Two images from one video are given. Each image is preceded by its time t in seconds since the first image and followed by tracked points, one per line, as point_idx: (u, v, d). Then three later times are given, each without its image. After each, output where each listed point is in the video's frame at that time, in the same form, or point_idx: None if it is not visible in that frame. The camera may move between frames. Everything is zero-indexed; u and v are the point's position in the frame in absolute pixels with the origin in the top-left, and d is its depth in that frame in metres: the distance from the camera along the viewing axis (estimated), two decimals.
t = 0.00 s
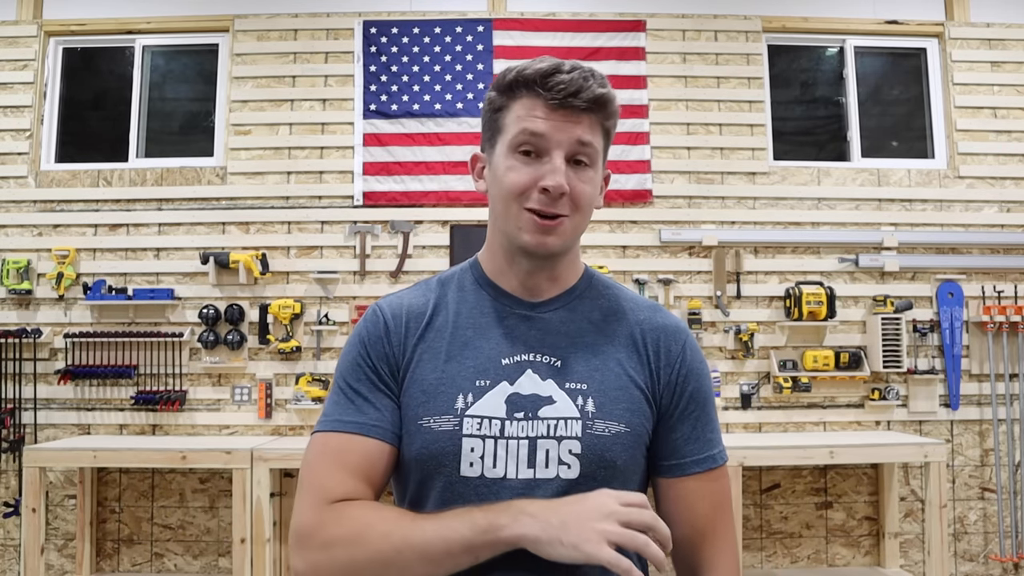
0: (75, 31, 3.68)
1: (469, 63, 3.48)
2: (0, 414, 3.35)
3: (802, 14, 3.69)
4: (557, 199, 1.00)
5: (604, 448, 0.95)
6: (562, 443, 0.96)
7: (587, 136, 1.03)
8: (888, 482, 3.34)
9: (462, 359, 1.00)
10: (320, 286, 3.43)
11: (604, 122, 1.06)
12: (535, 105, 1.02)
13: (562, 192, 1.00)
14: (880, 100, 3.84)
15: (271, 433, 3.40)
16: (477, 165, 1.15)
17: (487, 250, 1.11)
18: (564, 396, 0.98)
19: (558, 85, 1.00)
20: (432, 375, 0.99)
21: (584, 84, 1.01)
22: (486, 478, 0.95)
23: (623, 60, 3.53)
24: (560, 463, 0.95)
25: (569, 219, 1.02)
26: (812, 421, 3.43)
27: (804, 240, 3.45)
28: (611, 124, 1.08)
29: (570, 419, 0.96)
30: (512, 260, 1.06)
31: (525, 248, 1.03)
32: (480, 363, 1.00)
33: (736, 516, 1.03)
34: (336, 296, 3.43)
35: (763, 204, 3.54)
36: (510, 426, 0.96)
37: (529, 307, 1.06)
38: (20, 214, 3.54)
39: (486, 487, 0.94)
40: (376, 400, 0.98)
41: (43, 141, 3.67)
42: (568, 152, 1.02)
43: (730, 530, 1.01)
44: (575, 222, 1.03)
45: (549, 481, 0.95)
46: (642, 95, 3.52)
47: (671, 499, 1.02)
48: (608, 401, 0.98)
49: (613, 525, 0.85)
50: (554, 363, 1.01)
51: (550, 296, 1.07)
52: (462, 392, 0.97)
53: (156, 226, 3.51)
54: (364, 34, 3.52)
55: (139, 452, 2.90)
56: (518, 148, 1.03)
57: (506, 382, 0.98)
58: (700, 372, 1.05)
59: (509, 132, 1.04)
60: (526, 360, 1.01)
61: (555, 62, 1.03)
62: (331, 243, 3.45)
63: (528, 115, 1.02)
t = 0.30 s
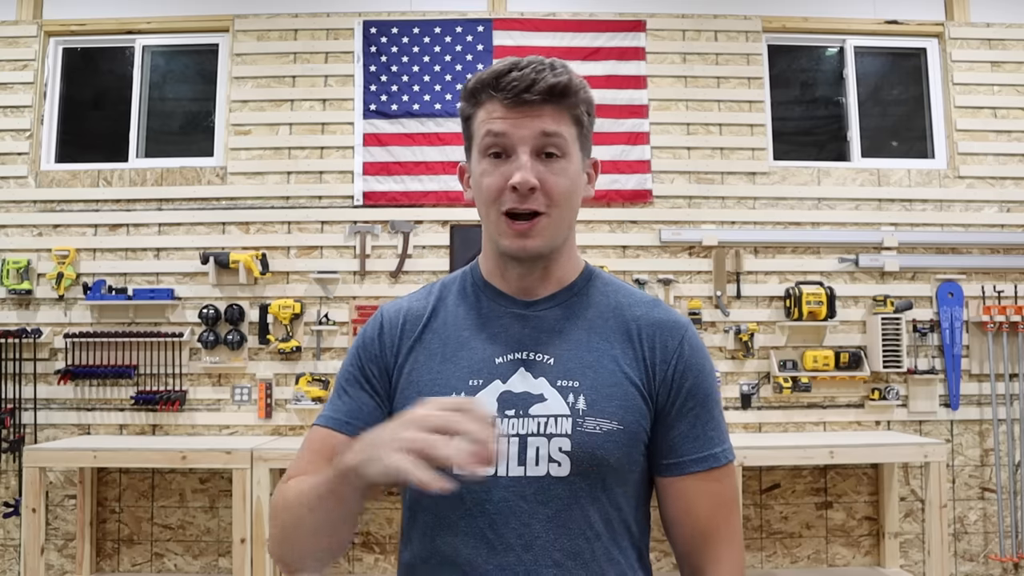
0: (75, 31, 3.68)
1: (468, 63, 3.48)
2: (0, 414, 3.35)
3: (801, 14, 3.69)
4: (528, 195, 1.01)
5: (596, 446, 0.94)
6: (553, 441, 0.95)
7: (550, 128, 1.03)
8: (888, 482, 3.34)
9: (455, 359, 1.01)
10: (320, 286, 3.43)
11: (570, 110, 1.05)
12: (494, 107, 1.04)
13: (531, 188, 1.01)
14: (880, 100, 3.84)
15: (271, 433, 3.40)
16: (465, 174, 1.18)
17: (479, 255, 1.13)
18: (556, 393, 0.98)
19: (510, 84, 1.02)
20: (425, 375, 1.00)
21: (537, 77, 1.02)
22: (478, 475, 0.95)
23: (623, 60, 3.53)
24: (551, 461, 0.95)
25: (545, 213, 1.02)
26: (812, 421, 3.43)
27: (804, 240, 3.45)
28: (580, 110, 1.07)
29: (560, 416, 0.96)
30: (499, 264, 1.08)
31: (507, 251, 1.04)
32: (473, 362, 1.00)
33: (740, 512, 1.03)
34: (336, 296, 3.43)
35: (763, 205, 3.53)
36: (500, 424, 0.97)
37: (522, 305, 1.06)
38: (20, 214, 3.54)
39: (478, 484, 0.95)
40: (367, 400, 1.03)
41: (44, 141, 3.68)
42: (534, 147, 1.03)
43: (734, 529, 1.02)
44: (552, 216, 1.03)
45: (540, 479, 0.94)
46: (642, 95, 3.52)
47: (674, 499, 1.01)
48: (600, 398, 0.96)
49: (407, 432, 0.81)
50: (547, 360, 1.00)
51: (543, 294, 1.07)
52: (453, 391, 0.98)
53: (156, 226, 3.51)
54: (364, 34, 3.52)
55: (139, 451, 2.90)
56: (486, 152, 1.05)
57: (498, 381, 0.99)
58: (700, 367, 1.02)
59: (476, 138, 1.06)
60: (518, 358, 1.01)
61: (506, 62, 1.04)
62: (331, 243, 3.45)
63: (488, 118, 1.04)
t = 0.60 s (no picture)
0: (75, 31, 3.68)
1: (468, 64, 3.48)
2: (0, 414, 3.35)
3: (802, 14, 3.69)
4: (538, 203, 1.01)
5: (596, 450, 0.94)
6: (552, 445, 0.95)
7: (564, 135, 1.02)
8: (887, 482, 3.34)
9: (454, 364, 1.01)
10: (320, 286, 3.43)
11: (585, 118, 1.05)
12: (509, 110, 1.03)
13: (542, 195, 1.01)
14: (880, 100, 3.84)
15: (271, 433, 3.40)
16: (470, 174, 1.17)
17: (482, 257, 1.13)
18: (555, 398, 0.98)
19: (527, 88, 1.01)
20: (424, 381, 1.01)
21: (554, 84, 1.01)
22: (477, 479, 0.95)
23: (623, 60, 3.53)
24: (550, 465, 0.94)
25: (553, 221, 1.03)
26: (812, 421, 3.43)
27: (805, 240, 3.45)
28: (593, 119, 1.07)
29: (560, 421, 0.96)
30: (504, 268, 1.08)
31: (513, 255, 1.04)
32: (472, 367, 1.00)
33: (741, 514, 1.03)
34: (336, 296, 3.43)
35: (763, 205, 3.53)
36: (499, 428, 0.96)
37: (524, 308, 1.06)
38: (20, 214, 3.54)
39: (477, 488, 0.95)
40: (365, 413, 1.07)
41: (43, 141, 3.67)
42: (547, 154, 1.03)
43: (735, 529, 1.02)
44: (560, 224, 1.03)
45: (539, 483, 0.94)
46: (642, 95, 3.52)
47: (676, 500, 1.01)
48: (600, 403, 0.96)
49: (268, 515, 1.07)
50: (547, 365, 1.01)
51: (546, 300, 1.07)
52: (453, 396, 0.98)
53: (156, 226, 3.51)
54: (364, 34, 3.52)
55: (139, 451, 2.90)
56: (497, 155, 1.04)
57: (497, 385, 0.99)
58: (703, 371, 1.01)
59: (488, 139, 1.05)
60: (518, 362, 1.01)
61: (523, 65, 1.03)
62: (331, 243, 3.45)
63: (502, 121, 1.03)
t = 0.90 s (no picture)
0: (75, 31, 3.68)
1: (468, 63, 3.48)
2: (0, 414, 3.35)
3: (801, 14, 3.70)
4: (536, 199, 1.01)
5: (595, 450, 0.94)
6: (551, 446, 0.95)
7: (559, 130, 1.02)
8: (888, 482, 3.34)
9: (454, 364, 1.01)
10: (320, 286, 3.43)
11: (579, 113, 1.05)
12: (503, 109, 1.03)
13: (540, 191, 1.00)
14: (880, 100, 3.84)
15: (271, 433, 3.40)
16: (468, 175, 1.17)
17: (481, 257, 1.12)
18: (555, 399, 0.97)
19: (520, 86, 1.01)
20: (424, 382, 1.01)
21: (547, 80, 1.01)
22: (477, 480, 0.95)
23: (623, 60, 3.53)
24: (550, 466, 0.94)
25: (552, 217, 1.02)
26: (812, 421, 3.43)
27: (805, 240, 3.45)
28: (588, 114, 1.06)
29: (559, 422, 0.96)
30: (503, 266, 1.07)
31: (511, 252, 1.04)
32: (472, 367, 1.00)
33: (741, 513, 1.03)
34: (336, 296, 3.43)
35: (763, 205, 3.53)
36: (499, 429, 0.96)
37: (523, 309, 1.06)
38: (20, 214, 3.54)
39: (477, 489, 0.95)
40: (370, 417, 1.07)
41: (43, 141, 3.67)
42: (543, 150, 1.03)
43: (735, 529, 1.02)
44: (559, 219, 1.03)
45: (539, 484, 0.94)
46: (642, 95, 3.52)
47: (674, 500, 1.01)
48: (599, 403, 0.96)
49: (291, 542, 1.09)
50: (547, 366, 1.01)
51: (546, 298, 1.07)
52: (452, 397, 0.98)
53: (156, 226, 3.51)
54: (364, 34, 3.52)
55: (139, 451, 2.90)
56: (493, 154, 1.04)
57: (496, 386, 0.99)
58: (702, 370, 1.01)
59: (483, 139, 1.05)
60: (518, 362, 1.01)
61: (516, 63, 1.04)
62: (331, 243, 3.45)
63: (497, 119, 1.03)
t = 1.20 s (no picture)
0: (75, 31, 3.68)
1: (469, 63, 3.48)
2: (0, 414, 3.35)
3: (801, 14, 3.69)
4: (570, 202, 1.01)
5: (603, 443, 0.94)
6: (560, 438, 0.95)
7: (597, 139, 1.04)
8: (888, 482, 3.34)
9: (461, 357, 1.00)
10: (320, 286, 3.43)
11: (612, 124, 1.07)
12: (545, 109, 1.03)
13: (575, 195, 1.01)
14: (880, 100, 3.84)
15: (271, 433, 3.40)
16: (482, 166, 1.14)
17: (494, 252, 1.11)
18: (563, 391, 0.97)
19: (567, 89, 1.01)
20: (430, 373, 0.99)
21: (593, 88, 1.02)
22: (484, 473, 0.94)
23: (623, 60, 3.53)
24: (558, 458, 0.94)
25: (580, 221, 1.03)
26: (812, 421, 3.43)
27: (805, 240, 3.45)
28: (616, 127, 1.10)
29: (568, 414, 0.96)
30: (520, 261, 1.06)
31: (535, 250, 1.03)
32: (479, 360, 1.00)
33: (738, 513, 1.03)
34: (336, 296, 3.43)
35: (763, 205, 3.53)
36: (507, 421, 0.96)
37: (531, 305, 1.06)
38: (20, 214, 3.54)
39: (484, 482, 0.94)
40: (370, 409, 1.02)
41: (44, 141, 3.68)
42: (579, 155, 1.03)
43: (732, 529, 1.02)
44: (585, 224, 1.04)
45: (546, 476, 0.94)
46: (642, 95, 3.52)
47: (672, 497, 1.01)
48: (607, 397, 0.97)
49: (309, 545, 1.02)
50: (554, 360, 1.00)
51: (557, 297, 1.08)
52: (460, 389, 0.97)
53: (156, 226, 3.51)
54: (364, 34, 3.52)
55: (139, 451, 2.90)
56: (528, 151, 1.03)
57: (504, 378, 0.98)
58: (702, 370, 1.03)
59: (519, 135, 1.04)
60: (525, 356, 1.00)
61: (563, 65, 1.04)
62: (331, 243, 3.45)
63: (538, 118, 1.03)
